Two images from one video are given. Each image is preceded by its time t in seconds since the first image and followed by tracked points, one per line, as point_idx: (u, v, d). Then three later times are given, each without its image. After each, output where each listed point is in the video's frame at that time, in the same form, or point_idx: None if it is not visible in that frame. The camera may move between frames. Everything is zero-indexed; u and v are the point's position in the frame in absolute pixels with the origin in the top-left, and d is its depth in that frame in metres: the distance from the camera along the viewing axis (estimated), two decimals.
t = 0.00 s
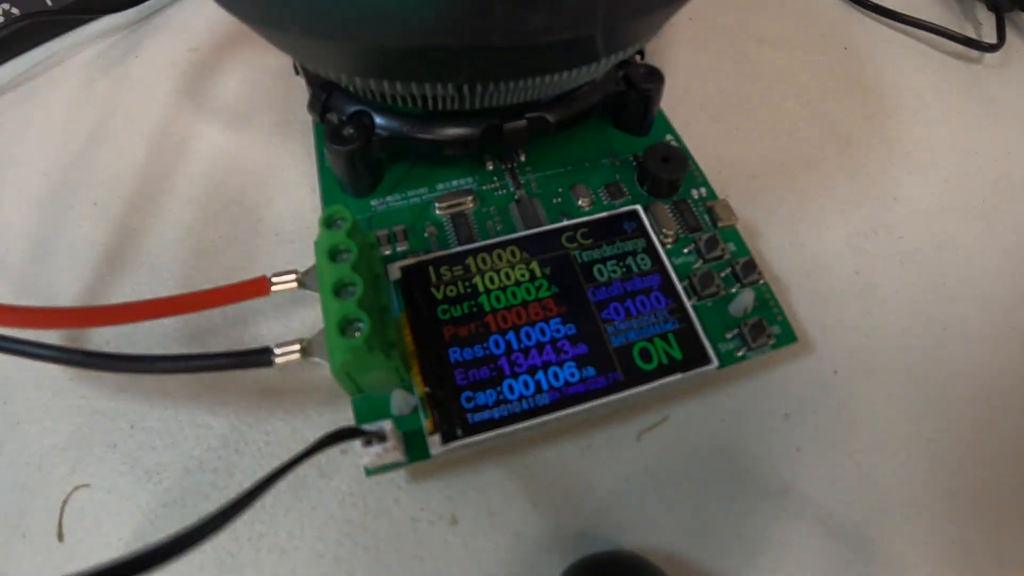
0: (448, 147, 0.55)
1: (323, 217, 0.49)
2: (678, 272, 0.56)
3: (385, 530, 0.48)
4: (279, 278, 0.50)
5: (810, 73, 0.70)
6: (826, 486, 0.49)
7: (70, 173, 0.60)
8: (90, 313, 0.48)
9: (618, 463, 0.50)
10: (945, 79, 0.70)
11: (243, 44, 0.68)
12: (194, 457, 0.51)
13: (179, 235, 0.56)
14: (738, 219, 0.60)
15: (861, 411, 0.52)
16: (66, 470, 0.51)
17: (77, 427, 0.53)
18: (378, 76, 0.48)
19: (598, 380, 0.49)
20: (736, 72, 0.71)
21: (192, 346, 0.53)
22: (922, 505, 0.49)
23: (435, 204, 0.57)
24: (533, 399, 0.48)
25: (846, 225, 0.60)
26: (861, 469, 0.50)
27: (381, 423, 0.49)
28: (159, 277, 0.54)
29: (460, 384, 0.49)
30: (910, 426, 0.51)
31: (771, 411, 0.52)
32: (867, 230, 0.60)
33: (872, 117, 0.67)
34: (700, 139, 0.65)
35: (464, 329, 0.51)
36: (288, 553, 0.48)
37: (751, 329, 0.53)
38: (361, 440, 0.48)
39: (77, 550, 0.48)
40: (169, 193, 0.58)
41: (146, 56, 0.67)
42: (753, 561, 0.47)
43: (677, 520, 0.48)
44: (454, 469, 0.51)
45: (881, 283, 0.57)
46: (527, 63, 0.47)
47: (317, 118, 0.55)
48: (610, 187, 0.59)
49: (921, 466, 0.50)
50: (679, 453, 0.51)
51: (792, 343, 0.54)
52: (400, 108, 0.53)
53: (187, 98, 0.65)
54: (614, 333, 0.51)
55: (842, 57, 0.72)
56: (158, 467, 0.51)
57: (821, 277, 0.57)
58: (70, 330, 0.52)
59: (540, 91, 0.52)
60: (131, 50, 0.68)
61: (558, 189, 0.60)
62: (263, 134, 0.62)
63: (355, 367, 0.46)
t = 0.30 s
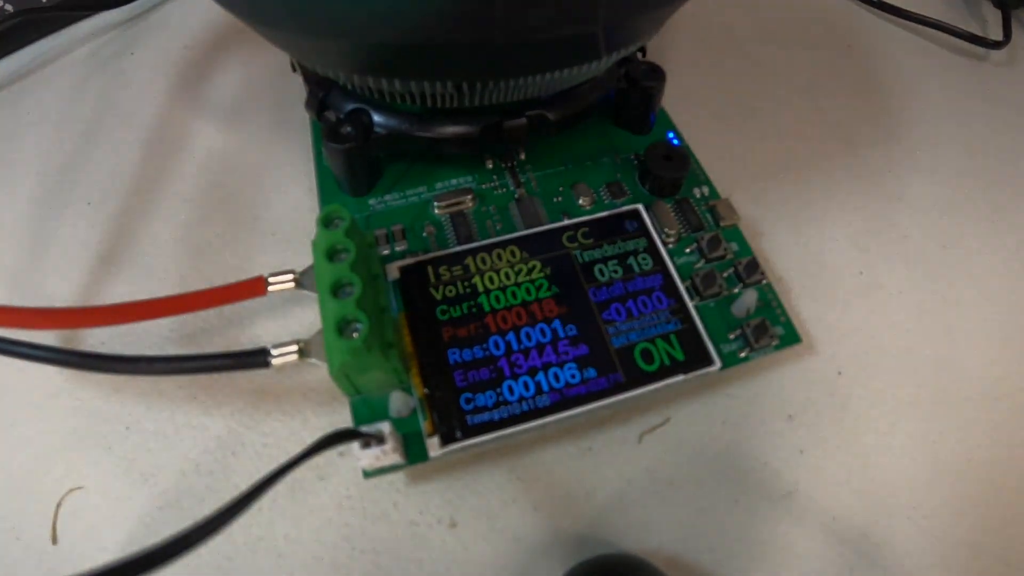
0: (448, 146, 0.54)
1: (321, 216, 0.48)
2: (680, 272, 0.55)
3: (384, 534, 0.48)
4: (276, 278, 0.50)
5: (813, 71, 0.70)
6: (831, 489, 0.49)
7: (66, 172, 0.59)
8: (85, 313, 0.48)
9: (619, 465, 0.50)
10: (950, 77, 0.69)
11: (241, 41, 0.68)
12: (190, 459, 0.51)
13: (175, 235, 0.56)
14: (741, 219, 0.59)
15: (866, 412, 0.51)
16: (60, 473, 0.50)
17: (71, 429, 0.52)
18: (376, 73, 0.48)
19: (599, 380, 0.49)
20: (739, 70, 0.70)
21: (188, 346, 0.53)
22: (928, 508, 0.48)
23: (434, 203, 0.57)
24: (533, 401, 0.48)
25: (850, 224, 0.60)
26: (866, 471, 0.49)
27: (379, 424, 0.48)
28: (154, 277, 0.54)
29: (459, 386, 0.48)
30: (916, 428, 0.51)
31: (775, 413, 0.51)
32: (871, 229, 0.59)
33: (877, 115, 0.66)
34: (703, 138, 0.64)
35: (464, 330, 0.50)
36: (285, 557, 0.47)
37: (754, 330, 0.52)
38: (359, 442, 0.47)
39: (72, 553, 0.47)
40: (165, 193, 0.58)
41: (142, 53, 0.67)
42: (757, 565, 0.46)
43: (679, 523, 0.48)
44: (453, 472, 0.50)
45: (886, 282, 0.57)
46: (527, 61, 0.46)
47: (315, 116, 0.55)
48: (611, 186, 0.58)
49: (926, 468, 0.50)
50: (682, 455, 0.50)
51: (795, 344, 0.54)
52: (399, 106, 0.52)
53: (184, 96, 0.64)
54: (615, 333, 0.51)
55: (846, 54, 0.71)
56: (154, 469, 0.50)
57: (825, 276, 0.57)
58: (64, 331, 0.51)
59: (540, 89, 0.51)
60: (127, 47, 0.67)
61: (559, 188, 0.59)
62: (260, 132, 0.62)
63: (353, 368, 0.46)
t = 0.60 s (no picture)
0: (447, 144, 0.53)
1: (318, 216, 0.48)
2: (683, 272, 0.54)
3: (382, 536, 0.47)
4: (273, 278, 0.49)
5: (816, 67, 0.69)
6: (835, 491, 0.48)
7: (61, 171, 0.58)
8: (80, 313, 0.47)
9: (621, 467, 0.49)
10: (955, 74, 0.69)
11: (237, 38, 0.67)
12: (186, 461, 0.50)
13: (171, 234, 0.55)
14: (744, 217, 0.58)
15: (871, 414, 0.51)
16: (55, 475, 0.50)
17: (66, 431, 0.51)
18: (373, 70, 0.47)
19: (600, 382, 0.48)
20: (741, 67, 0.69)
21: (184, 347, 0.52)
22: (934, 511, 0.48)
23: (433, 202, 0.56)
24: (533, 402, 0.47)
25: (855, 223, 0.59)
26: (870, 473, 0.48)
27: (378, 426, 0.48)
28: (150, 277, 0.53)
29: (459, 387, 0.47)
30: (922, 429, 0.50)
31: (779, 414, 0.51)
32: (875, 228, 0.59)
33: (881, 113, 0.66)
34: (705, 136, 0.64)
35: (463, 330, 0.49)
36: (282, 560, 0.46)
37: (757, 330, 0.52)
38: (357, 444, 0.46)
39: (66, 556, 0.47)
40: (160, 192, 0.57)
41: (137, 50, 0.66)
42: (760, 568, 0.46)
43: (681, 526, 0.47)
44: (452, 474, 0.49)
45: (891, 282, 0.56)
46: (527, 58, 0.45)
47: (312, 114, 0.54)
48: (612, 184, 0.58)
49: (932, 470, 0.49)
50: (684, 457, 0.49)
51: (799, 345, 0.53)
52: (397, 104, 0.52)
53: (181, 94, 0.63)
54: (616, 334, 0.50)
55: (850, 52, 0.70)
56: (150, 471, 0.49)
57: (829, 276, 0.56)
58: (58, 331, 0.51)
59: (539, 86, 0.51)
60: (122, 44, 0.67)
61: (559, 187, 0.58)
62: (257, 131, 0.61)
63: (351, 368, 0.45)
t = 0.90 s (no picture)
0: (446, 142, 0.53)
1: (316, 215, 0.47)
2: (685, 272, 0.54)
3: (380, 540, 0.46)
4: (270, 278, 0.48)
5: (820, 65, 0.69)
6: (839, 494, 0.47)
7: (55, 169, 0.58)
8: (74, 313, 0.47)
9: (622, 469, 0.48)
10: (960, 71, 0.68)
11: (234, 34, 0.66)
12: (181, 463, 0.49)
13: (166, 233, 0.54)
14: (747, 216, 0.58)
15: (875, 416, 0.50)
16: (49, 477, 0.49)
17: (60, 432, 0.51)
18: (372, 68, 0.46)
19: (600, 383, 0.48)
20: (744, 64, 0.69)
21: (180, 348, 0.51)
22: (939, 514, 0.47)
23: (432, 201, 0.55)
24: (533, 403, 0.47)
25: (859, 222, 0.58)
26: (875, 475, 0.48)
27: (376, 427, 0.47)
28: (145, 277, 0.52)
29: (458, 388, 0.47)
30: (927, 431, 0.50)
31: (782, 416, 0.50)
32: (880, 227, 0.58)
33: (885, 111, 0.65)
34: (707, 134, 0.63)
35: (463, 330, 0.49)
36: (279, 564, 0.46)
37: (761, 330, 0.51)
38: (356, 446, 0.46)
39: (60, 560, 0.46)
40: (156, 190, 0.57)
41: (132, 47, 0.66)
42: (763, 572, 0.45)
43: (683, 529, 0.46)
44: (451, 476, 0.48)
45: (896, 282, 0.55)
46: (528, 55, 0.45)
47: (310, 112, 0.53)
48: (614, 183, 0.57)
49: (938, 472, 0.48)
50: (686, 459, 0.49)
51: (803, 345, 0.52)
52: (396, 101, 0.51)
53: (177, 92, 0.63)
54: (617, 334, 0.49)
55: (853, 49, 0.70)
56: (144, 474, 0.49)
57: (833, 276, 0.55)
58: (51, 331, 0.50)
59: (539, 83, 0.50)
60: (117, 41, 0.66)
61: (560, 186, 0.58)
62: (253, 128, 0.60)
63: (348, 369, 0.44)
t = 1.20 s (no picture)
0: (445, 140, 0.52)
1: (314, 213, 0.46)
2: (687, 271, 0.53)
3: (379, 543, 0.46)
4: (267, 278, 0.48)
5: (824, 62, 0.68)
6: (843, 497, 0.47)
7: (51, 168, 0.57)
8: (69, 312, 0.46)
9: (624, 471, 0.48)
10: (966, 68, 0.67)
11: (232, 31, 0.66)
12: (177, 465, 0.49)
13: (162, 232, 0.54)
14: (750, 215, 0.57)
15: (880, 417, 0.49)
16: (43, 480, 0.48)
17: (54, 434, 0.50)
18: (370, 65, 0.46)
19: (601, 384, 0.47)
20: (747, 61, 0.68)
21: (176, 349, 0.51)
22: (945, 517, 0.46)
23: (431, 200, 0.55)
24: (534, 405, 0.46)
25: (863, 221, 0.58)
26: (880, 477, 0.47)
27: (375, 429, 0.47)
28: (141, 276, 0.52)
29: (458, 389, 0.46)
30: (933, 433, 0.49)
31: (786, 417, 0.49)
32: (884, 226, 0.58)
33: (890, 108, 0.64)
34: (709, 132, 0.62)
35: (462, 331, 0.48)
36: (276, 567, 0.45)
37: (764, 331, 0.51)
38: (354, 448, 0.45)
39: (54, 564, 0.45)
40: (152, 189, 0.56)
41: (128, 44, 0.65)
42: None
43: (686, 532, 0.46)
44: (450, 479, 0.48)
45: (900, 282, 0.55)
46: (528, 52, 0.44)
47: (307, 109, 0.53)
48: (615, 181, 0.57)
49: (943, 474, 0.48)
50: (689, 461, 0.48)
51: (807, 346, 0.51)
52: (394, 99, 0.51)
53: (174, 89, 0.62)
54: (619, 335, 0.49)
55: (857, 46, 0.69)
56: (140, 476, 0.48)
57: (836, 276, 0.55)
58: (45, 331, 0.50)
59: (540, 81, 0.49)
60: (112, 38, 0.65)
61: (561, 184, 0.57)
62: (250, 126, 0.60)
63: (346, 370, 0.44)
